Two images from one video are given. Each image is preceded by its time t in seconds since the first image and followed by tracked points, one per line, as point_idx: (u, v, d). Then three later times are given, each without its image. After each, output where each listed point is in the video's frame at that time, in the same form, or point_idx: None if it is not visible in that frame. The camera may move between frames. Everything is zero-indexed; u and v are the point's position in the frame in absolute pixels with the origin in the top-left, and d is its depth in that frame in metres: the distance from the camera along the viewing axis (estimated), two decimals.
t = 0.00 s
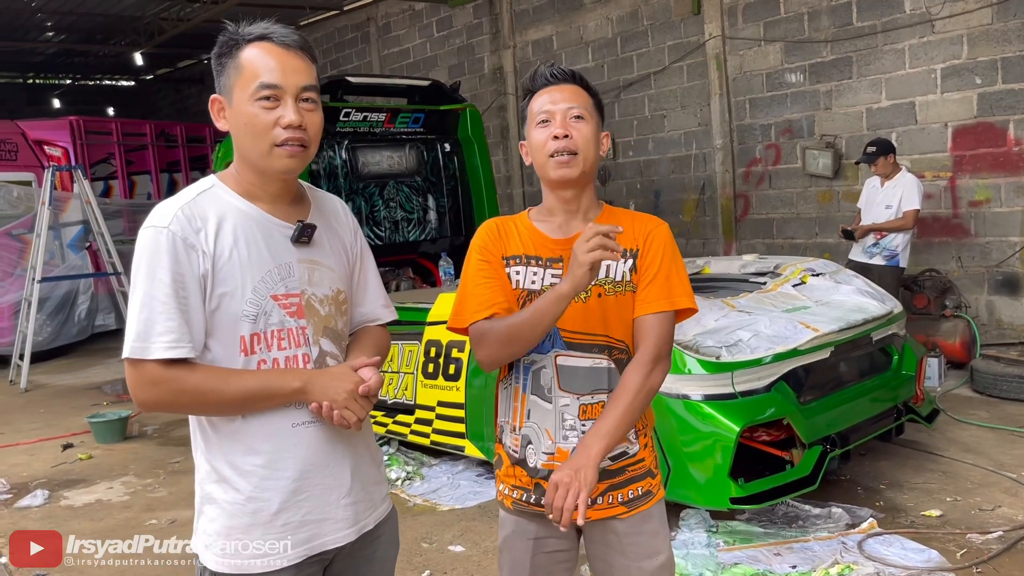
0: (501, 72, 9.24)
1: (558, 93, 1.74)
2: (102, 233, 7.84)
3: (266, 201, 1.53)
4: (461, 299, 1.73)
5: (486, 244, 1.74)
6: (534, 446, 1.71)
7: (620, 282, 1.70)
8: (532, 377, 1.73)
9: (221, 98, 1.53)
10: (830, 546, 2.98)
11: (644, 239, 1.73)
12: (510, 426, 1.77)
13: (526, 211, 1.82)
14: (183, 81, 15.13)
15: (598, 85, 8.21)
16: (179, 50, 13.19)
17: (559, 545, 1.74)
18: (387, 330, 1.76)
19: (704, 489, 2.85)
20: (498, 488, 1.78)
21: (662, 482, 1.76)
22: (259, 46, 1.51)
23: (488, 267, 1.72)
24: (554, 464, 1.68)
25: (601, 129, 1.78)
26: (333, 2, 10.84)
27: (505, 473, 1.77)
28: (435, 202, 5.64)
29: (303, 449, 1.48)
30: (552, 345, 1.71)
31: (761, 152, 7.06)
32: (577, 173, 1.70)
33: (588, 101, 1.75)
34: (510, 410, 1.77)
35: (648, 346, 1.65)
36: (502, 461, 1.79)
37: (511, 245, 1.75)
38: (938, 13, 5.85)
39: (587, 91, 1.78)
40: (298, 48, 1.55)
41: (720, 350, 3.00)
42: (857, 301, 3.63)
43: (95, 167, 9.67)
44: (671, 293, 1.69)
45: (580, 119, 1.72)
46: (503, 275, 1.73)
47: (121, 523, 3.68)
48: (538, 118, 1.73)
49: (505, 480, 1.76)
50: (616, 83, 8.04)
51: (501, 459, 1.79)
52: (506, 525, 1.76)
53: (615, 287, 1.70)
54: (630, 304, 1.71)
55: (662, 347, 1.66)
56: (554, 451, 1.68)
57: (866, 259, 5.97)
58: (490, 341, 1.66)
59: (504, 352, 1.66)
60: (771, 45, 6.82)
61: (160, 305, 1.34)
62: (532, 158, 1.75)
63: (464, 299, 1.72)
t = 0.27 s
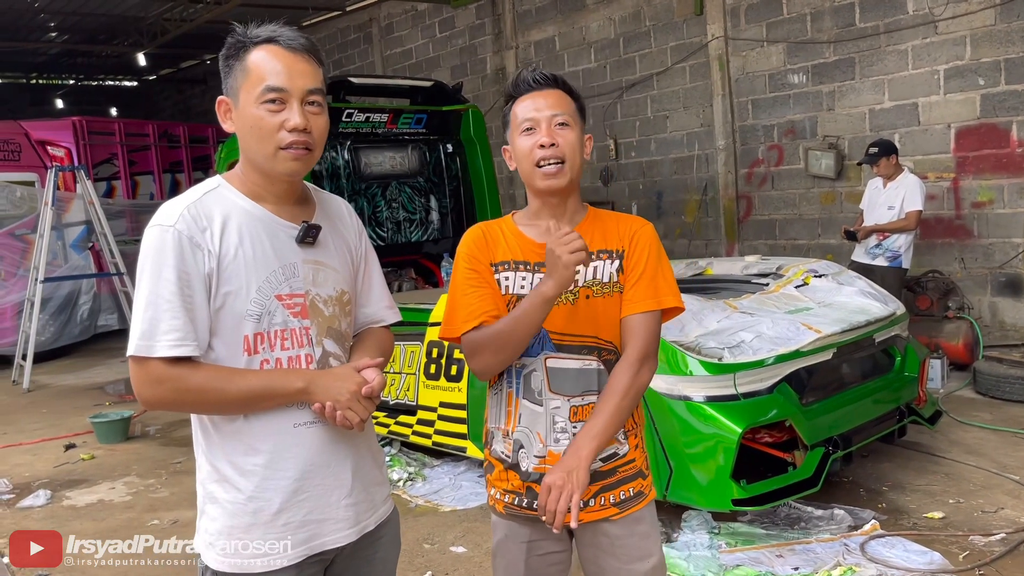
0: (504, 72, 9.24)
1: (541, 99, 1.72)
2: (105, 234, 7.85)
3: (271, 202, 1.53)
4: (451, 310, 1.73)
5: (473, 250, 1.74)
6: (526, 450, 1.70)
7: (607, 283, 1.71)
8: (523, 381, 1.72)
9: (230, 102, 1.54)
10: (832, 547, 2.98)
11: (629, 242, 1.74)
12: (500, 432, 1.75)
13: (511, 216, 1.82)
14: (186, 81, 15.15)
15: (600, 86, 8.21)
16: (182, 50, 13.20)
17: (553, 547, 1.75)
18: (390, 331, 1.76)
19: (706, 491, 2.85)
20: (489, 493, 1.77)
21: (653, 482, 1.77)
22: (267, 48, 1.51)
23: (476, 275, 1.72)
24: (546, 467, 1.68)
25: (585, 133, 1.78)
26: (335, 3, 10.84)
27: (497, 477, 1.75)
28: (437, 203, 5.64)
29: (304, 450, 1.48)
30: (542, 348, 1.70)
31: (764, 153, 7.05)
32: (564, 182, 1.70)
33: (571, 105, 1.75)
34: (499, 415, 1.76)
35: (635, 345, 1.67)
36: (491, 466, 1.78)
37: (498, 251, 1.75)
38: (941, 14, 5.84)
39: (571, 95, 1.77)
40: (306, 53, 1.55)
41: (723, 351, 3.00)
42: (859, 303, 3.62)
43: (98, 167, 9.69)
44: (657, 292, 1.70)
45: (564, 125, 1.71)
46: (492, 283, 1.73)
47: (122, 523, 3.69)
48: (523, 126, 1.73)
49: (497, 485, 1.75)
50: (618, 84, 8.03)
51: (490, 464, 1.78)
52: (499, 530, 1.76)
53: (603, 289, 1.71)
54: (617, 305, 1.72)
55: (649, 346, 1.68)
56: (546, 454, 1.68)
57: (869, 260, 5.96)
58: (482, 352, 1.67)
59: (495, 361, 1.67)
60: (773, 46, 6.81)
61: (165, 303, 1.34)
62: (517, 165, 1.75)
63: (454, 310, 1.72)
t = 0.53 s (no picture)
0: (505, 73, 9.25)
1: (528, 102, 1.73)
2: (106, 234, 7.86)
3: (271, 203, 1.54)
4: (442, 312, 1.73)
5: (462, 254, 1.74)
6: (520, 451, 1.70)
7: (597, 282, 1.72)
8: (515, 382, 1.72)
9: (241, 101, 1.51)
10: (832, 548, 2.98)
11: (618, 242, 1.75)
12: (493, 434, 1.75)
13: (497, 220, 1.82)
14: (187, 81, 15.16)
15: (601, 86, 8.21)
16: (183, 50, 13.22)
17: (548, 548, 1.75)
18: (389, 331, 1.76)
19: (706, 491, 2.85)
20: (483, 495, 1.77)
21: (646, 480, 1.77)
22: (282, 52, 1.51)
23: (467, 276, 1.73)
24: (540, 468, 1.68)
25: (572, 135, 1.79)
26: (336, 3, 10.85)
27: (491, 479, 1.75)
28: (438, 203, 5.64)
29: (303, 449, 1.49)
30: (534, 349, 1.70)
31: (765, 153, 7.06)
32: (553, 186, 1.70)
33: (558, 108, 1.75)
34: (492, 417, 1.76)
35: (627, 343, 1.69)
36: (484, 468, 1.78)
37: (488, 253, 1.75)
38: (942, 15, 5.84)
39: (558, 98, 1.78)
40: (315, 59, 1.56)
41: (723, 353, 3.01)
42: (860, 303, 3.62)
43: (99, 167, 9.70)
44: (646, 291, 1.72)
45: (553, 129, 1.72)
46: (482, 284, 1.73)
47: (123, 523, 3.69)
48: (511, 129, 1.73)
49: (491, 487, 1.75)
50: (619, 84, 8.04)
51: (483, 466, 1.78)
52: (494, 531, 1.76)
53: (593, 288, 1.71)
54: (607, 304, 1.73)
55: (641, 344, 1.70)
56: (541, 455, 1.69)
57: (869, 261, 5.96)
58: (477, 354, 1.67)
59: (487, 356, 1.66)
60: (774, 47, 6.81)
61: (163, 305, 1.35)
62: (504, 167, 1.76)
63: (445, 312, 1.73)
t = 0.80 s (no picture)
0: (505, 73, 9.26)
1: (521, 105, 1.74)
2: (107, 234, 7.86)
3: (271, 205, 1.54)
4: (437, 316, 1.75)
5: (453, 260, 1.74)
6: (516, 453, 1.71)
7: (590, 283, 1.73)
8: (512, 384, 1.72)
9: (265, 104, 1.50)
10: (832, 548, 2.99)
11: (609, 241, 1.76)
12: (490, 437, 1.76)
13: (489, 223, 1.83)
14: (188, 82, 15.17)
15: (602, 87, 8.22)
16: (184, 50, 13.23)
17: (545, 549, 1.76)
18: (388, 332, 1.77)
19: (706, 492, 2.86)
20: (480, 497, 1.78)
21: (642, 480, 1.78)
22: (308, 60, 1.53)
23: (459, 283, 1.73)
24: (537, 469, 1.69)
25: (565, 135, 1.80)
26: (337, 4, 10.86)
27: (487, 482, 1.76)
28: (439, 204, 5.65)
29: (303, 449, 1.49)
30: (530, 351, 1.71)
31: (765, 154, 7.06)
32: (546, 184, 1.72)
33: (551, 110, 1.77)
34: (489, 420, 1.76)
35: (622, 343, 1.70)
36: (481, 471, 1.79)
37: (480, 258, 1.75)
38: (942, 16, 5.85)
39: (551, 100, 1.79)
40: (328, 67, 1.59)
41: (722, 353, 3.02)
42: (859, 304, 3.63)
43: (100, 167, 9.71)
44: (640, 290, 1.73)
45: (544, 130, 1.73)
46: (476, 288, 1.74)
47: (123, 523, 3.70)
48: (505, 127, 1.73)
49: (488, 489, 1.76)
50: (620, 85, 8.04)
51: (481, 469, 1.79)
52: (491, 533, 1.77)
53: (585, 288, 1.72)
54: (601, 304, 1.74)
55: (636, 343, 1.71)
56: (537, 456, 1.69)
57: (869, 262, 5.97)
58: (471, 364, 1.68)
59: (483, 373, 1.68)
60: (775, 48, 6.82)
61: (162, 308, 1.36)
62: (496, 167, 1.77)
63: (440, 317, 1.74)
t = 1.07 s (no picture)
0: (505, 73, 9.26)
1: (520, 111, 1.72)
2: (107, 233, 7.86)
3: (272, 204, 1.55)
4: (435, 313, 1.75)
5: (455, 256, 1.76)
6: (516, 451, 1.72)
7: (591, 281, 1.72)
8: (511, 382, 1.73)
9: (270, 102, 1.50)
10: (830, 548, 2.99)
11: (610, 239, 1.76)
12: (490, 435, 1.77)
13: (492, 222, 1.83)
14: (188, 81, 15.17)
15: (602, 88, 8.22)
16: (185, 50, 13.23)
17: (545, 549, 1.76)
18: (386, 331, 1.77)
19: (704, 492, 2.86)
20: (480, 496, 1.78)
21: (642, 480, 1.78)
22: (314, 60, 1.54)
23: (460, 277, 1.74)
24: (536, 467, 1.70)
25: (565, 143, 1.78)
26: (338, 4, 10.87)
27: (487, 480, 1.77)
28: (438, 204, 5.66)
29: (304, 448, 1.50)
30: (529, 348, 1.71)
31: (765, 155, 7.07)
32: (538, 199, 1.73)
33: (551, 118, 1.74)
34: (489, 418, 1.77)
35: (622, 340, 1.70)
36: (480, 469, 1.80)
37: (481, 255, 1.77)
38: (942, 17, 5.85)
39: (553, 106, 1.75)
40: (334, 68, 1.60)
41: (720, 354, 3.02)
42: (858, 305, 3.63)
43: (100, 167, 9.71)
44: (641, 288, 1.73)
45: (540, 144, 1.71)
46: (475, 286, 1.74)
47: (123, 522, 3.70)
48: (499, 142, 1.74)
49: (488, 488, 1.76)
50: (620, 86, 8.05)
51: (480, 467, 1.79)
52: (490, 533, 1.77)
53: (587, 287, 1.72)
54: (601, 303, 1.73)
55: (637, 341, 1.71)
56: (536, 455, 1.70)
57: (868, 263, 5.99)
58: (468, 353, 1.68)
59: (479, 357, 1.67)
60: (774, 49, 6.83)
61: (164, 307, 1.36)
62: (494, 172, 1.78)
63: (438, 314, 1.74)
